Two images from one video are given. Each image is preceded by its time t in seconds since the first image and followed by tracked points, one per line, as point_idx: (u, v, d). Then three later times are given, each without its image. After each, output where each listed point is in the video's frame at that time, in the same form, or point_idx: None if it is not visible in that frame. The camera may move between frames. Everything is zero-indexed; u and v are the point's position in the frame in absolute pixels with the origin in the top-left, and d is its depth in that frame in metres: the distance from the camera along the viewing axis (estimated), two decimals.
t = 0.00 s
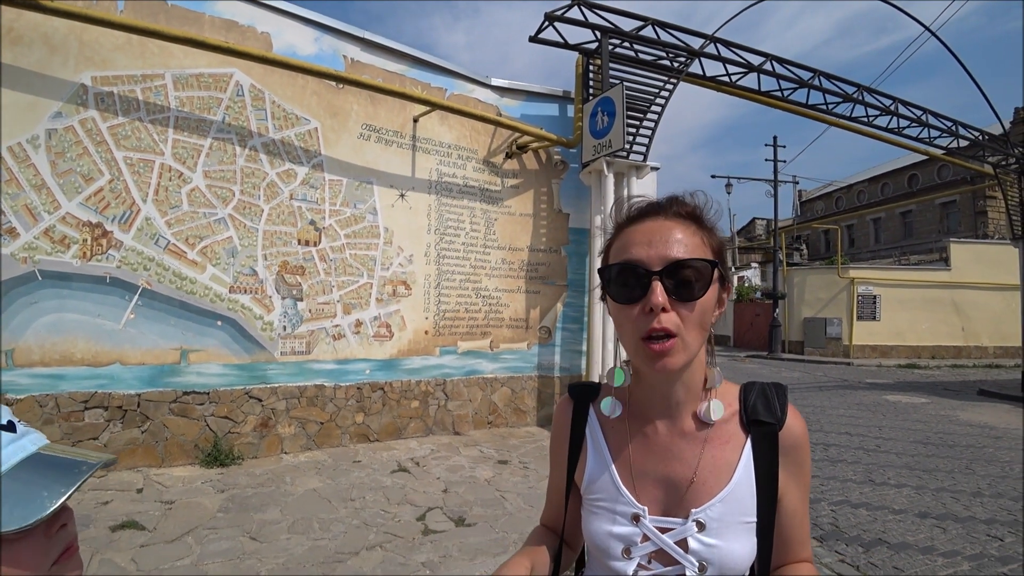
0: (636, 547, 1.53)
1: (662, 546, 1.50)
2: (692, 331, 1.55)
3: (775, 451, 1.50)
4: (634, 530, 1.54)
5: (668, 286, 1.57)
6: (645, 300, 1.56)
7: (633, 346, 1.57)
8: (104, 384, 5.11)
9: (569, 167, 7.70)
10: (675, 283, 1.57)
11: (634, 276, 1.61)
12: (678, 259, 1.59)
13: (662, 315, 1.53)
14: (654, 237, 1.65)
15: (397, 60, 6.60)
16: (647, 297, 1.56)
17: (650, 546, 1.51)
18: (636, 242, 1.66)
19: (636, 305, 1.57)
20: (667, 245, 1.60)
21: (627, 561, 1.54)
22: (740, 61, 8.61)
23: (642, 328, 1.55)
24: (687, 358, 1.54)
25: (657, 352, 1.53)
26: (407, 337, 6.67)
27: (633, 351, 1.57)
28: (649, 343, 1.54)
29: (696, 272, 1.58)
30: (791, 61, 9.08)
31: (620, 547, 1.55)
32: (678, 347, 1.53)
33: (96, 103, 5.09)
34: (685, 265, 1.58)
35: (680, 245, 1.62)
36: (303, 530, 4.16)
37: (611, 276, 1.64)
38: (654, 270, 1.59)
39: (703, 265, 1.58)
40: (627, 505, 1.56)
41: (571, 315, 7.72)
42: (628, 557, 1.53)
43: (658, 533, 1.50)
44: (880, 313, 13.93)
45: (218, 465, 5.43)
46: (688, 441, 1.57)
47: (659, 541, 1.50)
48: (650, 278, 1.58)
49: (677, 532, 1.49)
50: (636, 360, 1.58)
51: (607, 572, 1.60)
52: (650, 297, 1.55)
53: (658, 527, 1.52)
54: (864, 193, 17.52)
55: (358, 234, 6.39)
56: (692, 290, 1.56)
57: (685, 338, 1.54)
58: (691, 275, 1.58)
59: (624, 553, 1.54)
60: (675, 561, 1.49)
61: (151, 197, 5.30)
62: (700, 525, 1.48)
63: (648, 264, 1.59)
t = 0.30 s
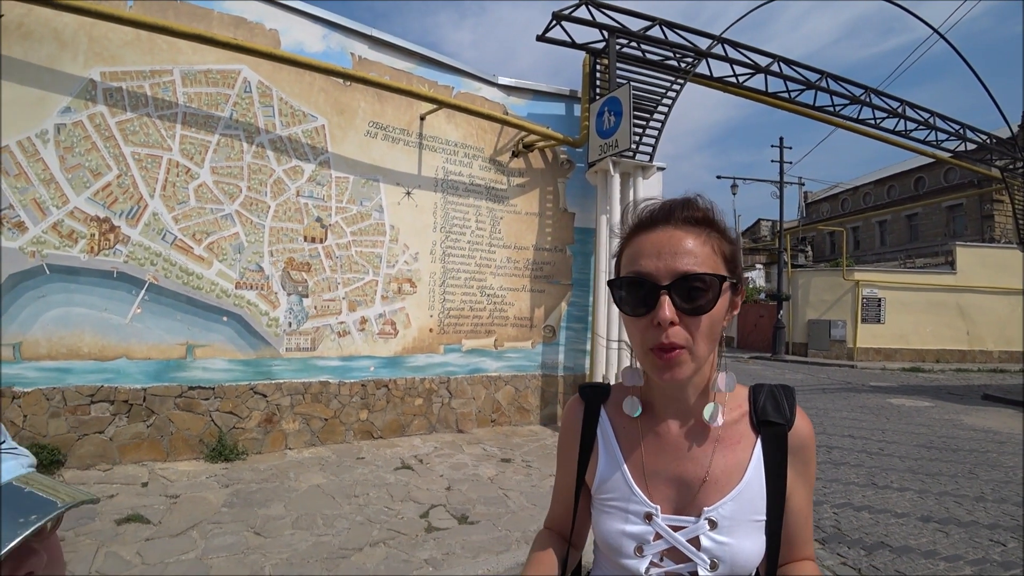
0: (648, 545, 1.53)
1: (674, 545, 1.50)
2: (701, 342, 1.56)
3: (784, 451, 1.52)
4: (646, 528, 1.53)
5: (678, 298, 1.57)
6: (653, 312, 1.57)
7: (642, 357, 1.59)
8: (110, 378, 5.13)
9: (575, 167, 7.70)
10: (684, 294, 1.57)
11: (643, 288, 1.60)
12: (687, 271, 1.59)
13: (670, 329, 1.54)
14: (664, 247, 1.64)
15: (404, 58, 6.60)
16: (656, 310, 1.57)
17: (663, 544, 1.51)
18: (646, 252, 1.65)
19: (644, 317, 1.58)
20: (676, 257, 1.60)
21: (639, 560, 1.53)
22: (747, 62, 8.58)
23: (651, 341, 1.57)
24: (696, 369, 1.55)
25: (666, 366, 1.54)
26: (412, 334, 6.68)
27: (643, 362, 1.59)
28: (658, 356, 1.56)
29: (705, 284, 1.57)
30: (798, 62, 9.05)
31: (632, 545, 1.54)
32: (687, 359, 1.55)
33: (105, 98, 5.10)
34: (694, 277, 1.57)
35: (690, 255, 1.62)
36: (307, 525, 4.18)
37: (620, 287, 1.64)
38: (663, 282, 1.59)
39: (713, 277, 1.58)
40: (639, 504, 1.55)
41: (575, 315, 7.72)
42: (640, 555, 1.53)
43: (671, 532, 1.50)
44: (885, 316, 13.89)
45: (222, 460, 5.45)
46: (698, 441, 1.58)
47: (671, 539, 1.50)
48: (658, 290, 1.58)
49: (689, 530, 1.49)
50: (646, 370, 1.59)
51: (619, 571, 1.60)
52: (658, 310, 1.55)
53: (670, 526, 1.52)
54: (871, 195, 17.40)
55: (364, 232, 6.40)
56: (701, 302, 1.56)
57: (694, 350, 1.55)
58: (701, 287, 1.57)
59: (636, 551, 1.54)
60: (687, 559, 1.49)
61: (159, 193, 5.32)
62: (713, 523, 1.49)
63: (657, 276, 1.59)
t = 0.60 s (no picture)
0: (667, 536, 1.54)
1: (694, 535, 1.52)
2: (723, 339, 1.58)
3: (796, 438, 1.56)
4: (664, 519, 1.55)
5: (701, 296, 1.58)
6: (678, 310, 1.58)
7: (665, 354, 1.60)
8: (116, 375, 5.16)
9: (580, 168, 7.71)
10: (708, 293, 1.58)
11: (666, 287, 1.61)
12: (710, 269, 1.61)
13: (696, 326, 1.55)
14: (684, 248, 1.66)
15: (409, 59, 6.62)
16: (680, 308, 1.58)
17: (682, 534, 1.52)
18: (666, 253, 1.67)
19: (668, 315, 1.58)
20: (699, 256, 1.62)
21: (658, 552, 1.54)
22: (753, 64, 8.58)
23: (675, 338, 1.57)
24: (719, 366, 1.57)
25: (692, 362, 1.55)
26: (416, 334, 6.69)
27: (666, 359, 1.60)
28: (682, 352, 1.57)
29: (728, 282, 1.59)
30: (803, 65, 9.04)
31: (650, 537, 1.55)
32: (710, 355, 1.56)
33: (113, 97, 5.13)
34: (717, 275, 1.59)
35: (711, 255, 1.64)
36: (311, 524, 4.19)
37: (641, 286, 1.65)
38: (686, 281, 1.61)
39: (735, 275, 1.60)
40: (656, 495, 1.57)
41: (579, 315, 7.72)
42: (659, 547, 1.54)
43: (689, 521, 1.52)
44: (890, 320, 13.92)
45: (227, 458, 5.47)
46: (714, 435, 1.61)
47: (690, 529, 1.52)
48: (682, 289, 1.60)
49: (707, 519, 1.52)
50: (668, 367, 1.60)
51: (636, 566, 1.59)
52: (684, 307, 1.57)
53: (689, 516, 1.54)
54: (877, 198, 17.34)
55: (369, 232, 6.42)
56: (724, 301, 1.58)
57: (717, 347, 1.57)
58: (724, 285, 1.59)
59: (655, 543, 1.54)
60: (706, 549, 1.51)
61: (165, 191, 5.36)
62: (731, 512, 1.51)
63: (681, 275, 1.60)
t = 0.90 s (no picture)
0: (696, 543, 1.58)
1: (723, 541, 1.57)
2: (769, 338, 1.62)
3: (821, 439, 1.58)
4: (693, 525, 1.59)
5: (744, 300, 1.61)
6: (726, 317, 1.59)
7: (715, 363, 1.60)
8: (119, 378, 5.17)
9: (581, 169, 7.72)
10: (750, 294, 1.62)
11: (709, 294, 1.62)
12: (746, 272, 1.65)
13: (746, 330, 1.57)
14: (717, 254, 1.68)
15: (411, 61, 6.64)
16: (727, 314, 1.59)
17: (712, 541, 1.57)
18: (699, 261, 1.68)
19: (716, 323, 1.59)
20: (734, 260, 1.65)
21: (687, 559, 1.57)
22: (754, 65, 8.59)
23: (726, 345, 1.58)
24: (767, 366, 1.61)
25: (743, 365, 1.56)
26: (418, 336, 6.70)
27: (718, 368, 1.59)
28: (735, 358, 1.57)
29: (763, 281, 1.64)
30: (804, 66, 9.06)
31: (679, 544, 1.59)
32: (760, 357, 1.59)
33: (115, 100, 5.15)
34: (754, 276, 1.64)
35: (742, 257, 1.68)
36: (312, 525, 4.20)
37: (681, 296, 1.64)
38: (728, 286, 1.63)
39: (769, 274, 1.66)
40: (686, 501, 1.61)
41: (581, 317, 7.72)
42: (688, 554, 1.57)
43: (719, 528, 1.57)
44: (893, 321, 14.19)
45: (229, 459, 5.48)
46: (745, 441, 1.69)
47: (720, 536, 1.57)
48: (726, 295, 1.61)
49: (737, 526, 1.57)
50: (717, 375, 1.60)
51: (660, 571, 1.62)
52: (733, 313, 1.58)
53: (718, 522, 1.58)
54: (875, 197, 17.36)
55: (371, 234, 6.43)
56: (763, 302, 1.63)
57: (765, 347, 1.60)
58: (761, 285, 1.64)
59: (683, 550, 1.58)
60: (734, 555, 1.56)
61: (168, 194, 5.37)
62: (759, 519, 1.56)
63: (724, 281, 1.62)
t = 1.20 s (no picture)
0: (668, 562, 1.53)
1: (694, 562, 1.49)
2: (744, 345, 1.60)
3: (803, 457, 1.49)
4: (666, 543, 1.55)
5: (718, 305, 1.60)
6: (699, 323, 1.57)
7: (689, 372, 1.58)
8: (118, 382, 5.17)
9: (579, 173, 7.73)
10: (724, 299, 1.60)
11: (681, 299, 1.61)
12: (720, 275, 1.63)
13: (721, 336, 1.55)
14: (689, 257, 1.68)
15: (409, 65, 6.66)
16: (700, 320, 1.57)
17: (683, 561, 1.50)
18: (671, 265, 1.68)
19: (690, 330, 1.58)
20: (707, 264, 1.64)
21: None
22: (751, 68, 8.63)
23: (700, 354, 1.56)
24: (744, 374, 1.58)
25: (720, 374, 1.54)
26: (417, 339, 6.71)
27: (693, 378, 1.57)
28: (709, 366, 1.55)
29: (737, 285, 1.63)
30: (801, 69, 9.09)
31: (652, 562, 1.55)
32: (735, 364, 1.56)
33: (114, 105, 5.17)
34: (728, 279, 1.63)
35: (715, 260, 1.67)
36: (312, 529, 4.20)
37: (653, 303, 1.64)
38: (701, 291, 1.62)
39: (743, 278, 1.65)
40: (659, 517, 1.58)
41: (580, 320, 7.72)
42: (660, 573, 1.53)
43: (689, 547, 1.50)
44: (891, 321, 14.28)
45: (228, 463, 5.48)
46: (724, 457, 1.59)
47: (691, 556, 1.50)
48: (699, 299, 1.60)
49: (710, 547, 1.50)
50: (692, 384, 1.58)
51: None
52: (706, 319, 1.56)
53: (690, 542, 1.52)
54: (874, 199, 17.40)
55: (369, 237, 6.45)
56: (739, 307, 1.61)
57: (741, 354, 1.57)
58: (735, 288, 1.63)
59: (656, 568, 1.54)
60: None
61: (166, 199, 5.38)
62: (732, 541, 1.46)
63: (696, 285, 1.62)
